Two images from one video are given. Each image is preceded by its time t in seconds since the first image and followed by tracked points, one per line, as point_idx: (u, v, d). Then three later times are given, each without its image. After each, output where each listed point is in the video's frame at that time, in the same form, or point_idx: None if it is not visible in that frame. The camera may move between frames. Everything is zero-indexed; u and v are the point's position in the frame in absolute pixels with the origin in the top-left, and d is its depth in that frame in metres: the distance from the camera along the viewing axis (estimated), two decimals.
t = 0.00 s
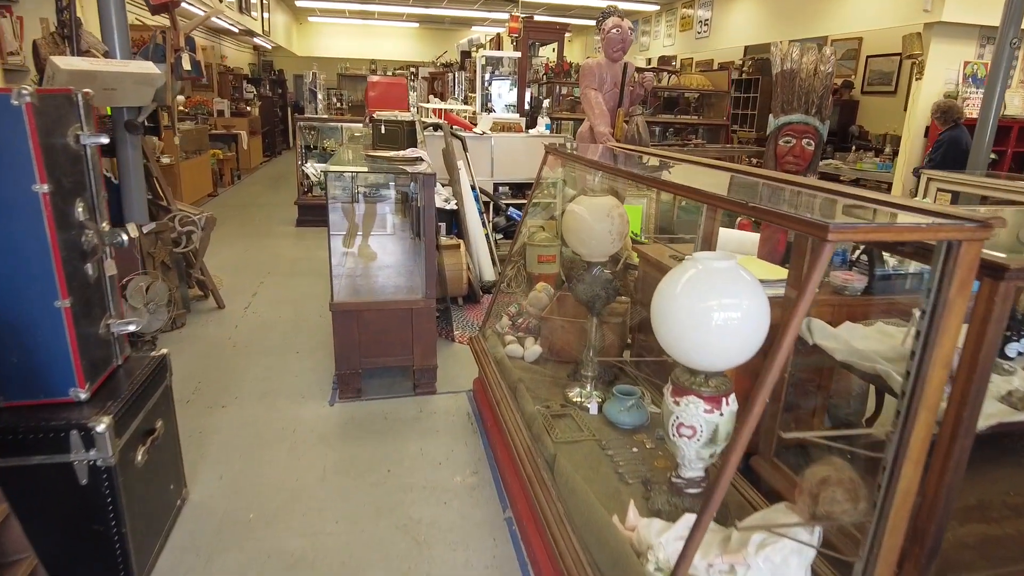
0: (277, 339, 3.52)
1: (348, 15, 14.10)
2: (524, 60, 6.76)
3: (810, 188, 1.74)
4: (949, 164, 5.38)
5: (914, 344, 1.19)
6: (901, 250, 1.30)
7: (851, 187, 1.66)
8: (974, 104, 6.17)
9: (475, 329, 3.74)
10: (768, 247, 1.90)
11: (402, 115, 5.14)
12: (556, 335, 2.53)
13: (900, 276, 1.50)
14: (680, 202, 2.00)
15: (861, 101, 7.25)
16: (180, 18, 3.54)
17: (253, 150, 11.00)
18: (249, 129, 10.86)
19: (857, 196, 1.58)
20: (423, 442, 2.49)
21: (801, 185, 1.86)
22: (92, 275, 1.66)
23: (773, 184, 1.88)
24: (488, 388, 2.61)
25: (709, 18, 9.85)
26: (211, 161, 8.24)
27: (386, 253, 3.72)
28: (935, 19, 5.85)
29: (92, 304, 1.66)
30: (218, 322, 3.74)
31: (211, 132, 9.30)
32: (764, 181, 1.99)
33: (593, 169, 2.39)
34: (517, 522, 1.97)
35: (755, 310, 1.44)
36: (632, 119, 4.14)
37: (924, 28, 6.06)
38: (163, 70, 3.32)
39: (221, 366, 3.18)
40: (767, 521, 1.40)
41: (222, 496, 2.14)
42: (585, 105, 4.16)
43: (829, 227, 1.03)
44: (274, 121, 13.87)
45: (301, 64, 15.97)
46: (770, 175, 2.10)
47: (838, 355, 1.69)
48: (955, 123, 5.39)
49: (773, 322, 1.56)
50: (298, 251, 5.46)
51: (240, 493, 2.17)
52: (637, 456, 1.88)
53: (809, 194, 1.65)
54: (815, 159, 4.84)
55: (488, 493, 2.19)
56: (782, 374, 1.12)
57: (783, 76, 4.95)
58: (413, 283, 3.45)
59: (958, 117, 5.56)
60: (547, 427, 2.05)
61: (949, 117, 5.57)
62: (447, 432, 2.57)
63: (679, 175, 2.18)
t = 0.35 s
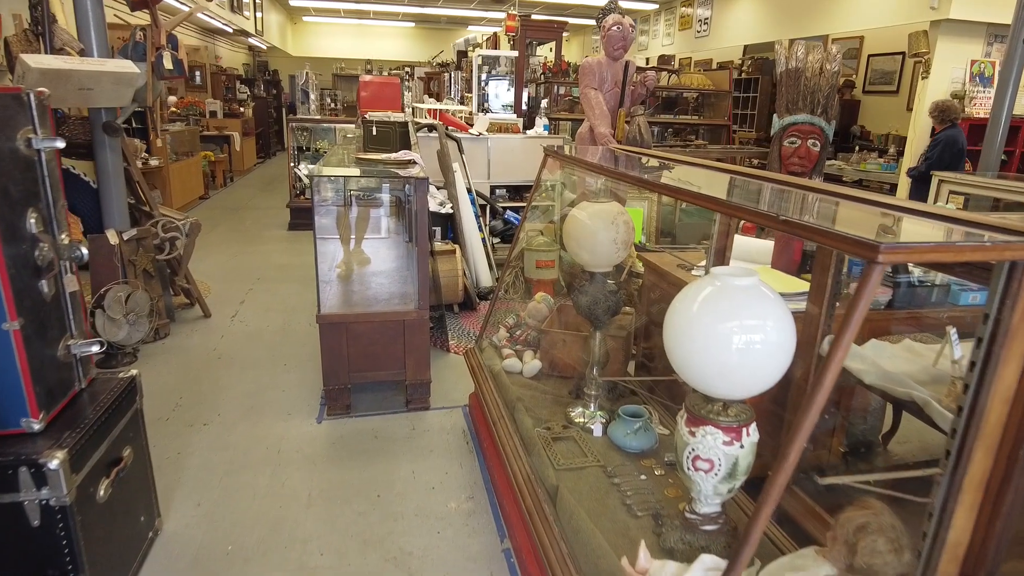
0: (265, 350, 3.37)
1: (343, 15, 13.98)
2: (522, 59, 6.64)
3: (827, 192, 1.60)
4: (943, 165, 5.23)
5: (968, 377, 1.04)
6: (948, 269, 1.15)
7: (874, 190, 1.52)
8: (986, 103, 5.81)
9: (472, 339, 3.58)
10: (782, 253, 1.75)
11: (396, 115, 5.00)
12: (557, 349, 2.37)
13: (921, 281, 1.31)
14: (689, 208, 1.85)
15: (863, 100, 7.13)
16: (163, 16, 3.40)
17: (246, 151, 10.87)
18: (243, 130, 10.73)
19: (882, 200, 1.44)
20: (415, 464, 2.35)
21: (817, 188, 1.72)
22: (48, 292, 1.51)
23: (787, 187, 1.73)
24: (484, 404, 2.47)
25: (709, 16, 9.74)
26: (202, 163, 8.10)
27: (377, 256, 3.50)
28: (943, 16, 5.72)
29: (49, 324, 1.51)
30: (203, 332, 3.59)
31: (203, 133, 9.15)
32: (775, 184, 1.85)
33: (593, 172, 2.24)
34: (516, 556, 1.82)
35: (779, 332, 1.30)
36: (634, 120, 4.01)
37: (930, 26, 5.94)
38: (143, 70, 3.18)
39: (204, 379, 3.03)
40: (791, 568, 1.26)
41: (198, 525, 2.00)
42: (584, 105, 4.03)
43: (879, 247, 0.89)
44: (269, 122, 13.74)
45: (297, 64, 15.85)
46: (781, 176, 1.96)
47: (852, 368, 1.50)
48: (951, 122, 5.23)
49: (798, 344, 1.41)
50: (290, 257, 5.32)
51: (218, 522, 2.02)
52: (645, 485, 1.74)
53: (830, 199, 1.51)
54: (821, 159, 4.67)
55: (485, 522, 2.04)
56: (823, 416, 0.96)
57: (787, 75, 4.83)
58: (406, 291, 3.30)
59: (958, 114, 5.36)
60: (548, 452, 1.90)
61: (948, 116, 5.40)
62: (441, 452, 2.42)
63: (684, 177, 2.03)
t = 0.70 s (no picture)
0: (247, 365, 3.21)
1: (331, 15, 13.79)
2: (514, 59, 6.51)
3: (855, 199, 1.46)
4: (927, 162, 5.15)
5: None
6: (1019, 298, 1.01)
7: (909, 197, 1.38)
8: (984, 104, 5.77)
9: (464, 351, 3.43)
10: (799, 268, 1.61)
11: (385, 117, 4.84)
12: (557, 367, 2.22)
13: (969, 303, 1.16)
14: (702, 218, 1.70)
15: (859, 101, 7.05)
16: (137, 13, 3.22)
17: (232, 153, 10.66)
18: (229, 132, 10.52)
19: (923, 212, 1.31)
20: (406, 492, 2.20)
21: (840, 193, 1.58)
22: None
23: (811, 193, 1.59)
24: (478, 425, 2.32)
25: (702, 16, 9.66)
26: (186, 166, 7.90)
27: (366, 265, 3.32)
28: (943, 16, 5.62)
29: None
30: (182, 345, 3.42)
31: (187, 135, 8.95)
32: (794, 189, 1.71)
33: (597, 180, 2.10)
34: None
35: (815, 363, 1.17)
36: (632, 121, 3.84)
37: (929, 26, 5.85)
38: (114, 69, 3.00)
39: (180, 397, 2.86)
40: None
41: (168, 566, 1.83)
42: (580, 106, 3.88)
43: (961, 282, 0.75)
44: (256, 123, 13.52)
45: (284, 65, 15.65)
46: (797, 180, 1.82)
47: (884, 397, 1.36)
48: (937, 121, 5.16)
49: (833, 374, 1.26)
50: (275, 263, 5.15)
51: (189, 561, 1.85)
52: (658, 523, 1.60)
53: (860, 208, 1.37)
54: (822, 162, 4.60)
55: (482, 559, 1.89)
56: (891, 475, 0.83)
57: (786, 76, 4.71)
58: (396, 301, 3.14)
59: (941, 115, 5.28)
60: (551, 484, 1.76)
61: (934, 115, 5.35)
62: (433, 479, 2.27)
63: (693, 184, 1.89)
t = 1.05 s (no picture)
0: (222, 384, 3.04)
1: (308, 14, 13.54)
2: (497, 61, 6.38)
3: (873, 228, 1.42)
4: (894, 163, 5.19)
5: None
6: None
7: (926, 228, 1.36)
8: (969, 108, 5.80)
9: (451, 367, 3.28)
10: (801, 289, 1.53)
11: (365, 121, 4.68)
12: (552, 391, 2.09)
13: None
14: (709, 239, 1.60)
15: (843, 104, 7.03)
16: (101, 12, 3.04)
17: (208, 156, 10.40)
18: (203, 134, 10.26)
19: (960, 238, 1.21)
20: (392, 526, 2.06)
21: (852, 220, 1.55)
22: None
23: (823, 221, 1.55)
24: (467, 452, 2.19)
25: (685, 18, 9.61)
26: (159, 170, 7.65)
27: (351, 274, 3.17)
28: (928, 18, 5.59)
29: None
30: (153, 363, 3.24)
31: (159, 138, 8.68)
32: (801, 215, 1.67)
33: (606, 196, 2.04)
34: None
35: (849, 407, 1.06)
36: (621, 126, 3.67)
37: (914, 29, 5.82)
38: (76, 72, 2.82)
39: (149, 422, 2.69)
40: None
41: None
42: (569, 111, 3.80)
43: None
44: (232, 125, 13.24)
45: (260, 65, 15.36)
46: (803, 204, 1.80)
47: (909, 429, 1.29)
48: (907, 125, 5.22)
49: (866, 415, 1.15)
50: (252, 272, 4.97)
51: None
52: (667, 567, 1.48)
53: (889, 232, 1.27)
54: (812, 166, 4.53)
55: None
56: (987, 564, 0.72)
57: (776, 80, 4.63)
58: (377, 314, 2.99)
59: (912, 119, 5.36)
60: (551, 523, 1.63)
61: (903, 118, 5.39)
62: (420, 511, 2.13)
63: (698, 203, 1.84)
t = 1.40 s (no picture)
0: (190, 400, 2.85)
1: (285, 12, 13.26)
2: (478, 58, 6.22)
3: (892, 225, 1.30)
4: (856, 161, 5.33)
5: None
6: None
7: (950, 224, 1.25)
8: (955, 105, 5.73)
9: (435, 378, 3.11)
10: (813, 296, 1.40)
11: (342, 119, 4.49)
12: (544, 407, 1.94)
13: None
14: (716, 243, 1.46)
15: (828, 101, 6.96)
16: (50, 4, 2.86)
17: (182, 157, 10.13)
18: (177, 135, 9.98)
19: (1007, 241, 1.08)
20: (372, 557, 1.89)
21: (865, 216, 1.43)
22: None
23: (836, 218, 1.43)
24: (451, 473, 2.03)
25: (668, 16, 9.52)
26: (129, 172, 7.38)
27: (328, 278, 2.94)
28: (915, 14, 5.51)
29: None
30: (116, 377, 3.04)
31: (130, 138, 8.40)
32: (806, 212, 1.55)
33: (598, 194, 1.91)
34: None
35: (897, 436, 0.92)
36: (610, 122, 3.53)
37: (901, 25, 5.74)
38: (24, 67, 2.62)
39: (108, 443, 2.49)
40: None
41: None
42: (555, 107, 3.66)
43: None
44: (207, 125, 12.92)
45: (236, 64, 15.04)
46: (805, 200, 1.69)
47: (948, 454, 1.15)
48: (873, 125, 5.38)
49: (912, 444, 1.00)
50: (226, 278, 4.76)
51: None
52: None
53: (930, 242, 1.13)
54: (803, 163, 4.42)
55: None
56: None
57: (765, 75, 4.51)
58: (353, 317, 2.79)
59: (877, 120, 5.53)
60: (548, 556, 1.48)
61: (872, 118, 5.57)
62: (403, 539, 1.96)
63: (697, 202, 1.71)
